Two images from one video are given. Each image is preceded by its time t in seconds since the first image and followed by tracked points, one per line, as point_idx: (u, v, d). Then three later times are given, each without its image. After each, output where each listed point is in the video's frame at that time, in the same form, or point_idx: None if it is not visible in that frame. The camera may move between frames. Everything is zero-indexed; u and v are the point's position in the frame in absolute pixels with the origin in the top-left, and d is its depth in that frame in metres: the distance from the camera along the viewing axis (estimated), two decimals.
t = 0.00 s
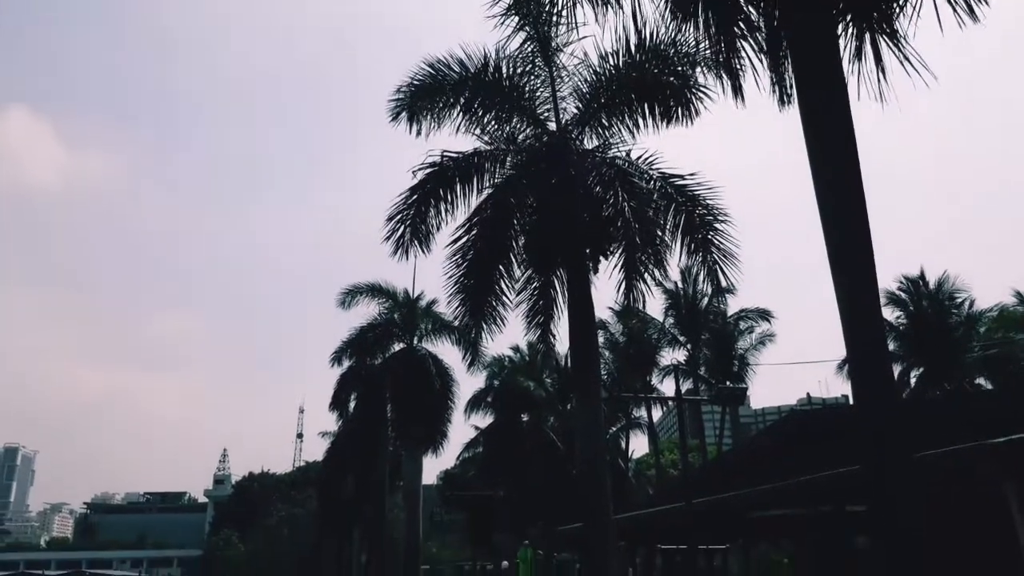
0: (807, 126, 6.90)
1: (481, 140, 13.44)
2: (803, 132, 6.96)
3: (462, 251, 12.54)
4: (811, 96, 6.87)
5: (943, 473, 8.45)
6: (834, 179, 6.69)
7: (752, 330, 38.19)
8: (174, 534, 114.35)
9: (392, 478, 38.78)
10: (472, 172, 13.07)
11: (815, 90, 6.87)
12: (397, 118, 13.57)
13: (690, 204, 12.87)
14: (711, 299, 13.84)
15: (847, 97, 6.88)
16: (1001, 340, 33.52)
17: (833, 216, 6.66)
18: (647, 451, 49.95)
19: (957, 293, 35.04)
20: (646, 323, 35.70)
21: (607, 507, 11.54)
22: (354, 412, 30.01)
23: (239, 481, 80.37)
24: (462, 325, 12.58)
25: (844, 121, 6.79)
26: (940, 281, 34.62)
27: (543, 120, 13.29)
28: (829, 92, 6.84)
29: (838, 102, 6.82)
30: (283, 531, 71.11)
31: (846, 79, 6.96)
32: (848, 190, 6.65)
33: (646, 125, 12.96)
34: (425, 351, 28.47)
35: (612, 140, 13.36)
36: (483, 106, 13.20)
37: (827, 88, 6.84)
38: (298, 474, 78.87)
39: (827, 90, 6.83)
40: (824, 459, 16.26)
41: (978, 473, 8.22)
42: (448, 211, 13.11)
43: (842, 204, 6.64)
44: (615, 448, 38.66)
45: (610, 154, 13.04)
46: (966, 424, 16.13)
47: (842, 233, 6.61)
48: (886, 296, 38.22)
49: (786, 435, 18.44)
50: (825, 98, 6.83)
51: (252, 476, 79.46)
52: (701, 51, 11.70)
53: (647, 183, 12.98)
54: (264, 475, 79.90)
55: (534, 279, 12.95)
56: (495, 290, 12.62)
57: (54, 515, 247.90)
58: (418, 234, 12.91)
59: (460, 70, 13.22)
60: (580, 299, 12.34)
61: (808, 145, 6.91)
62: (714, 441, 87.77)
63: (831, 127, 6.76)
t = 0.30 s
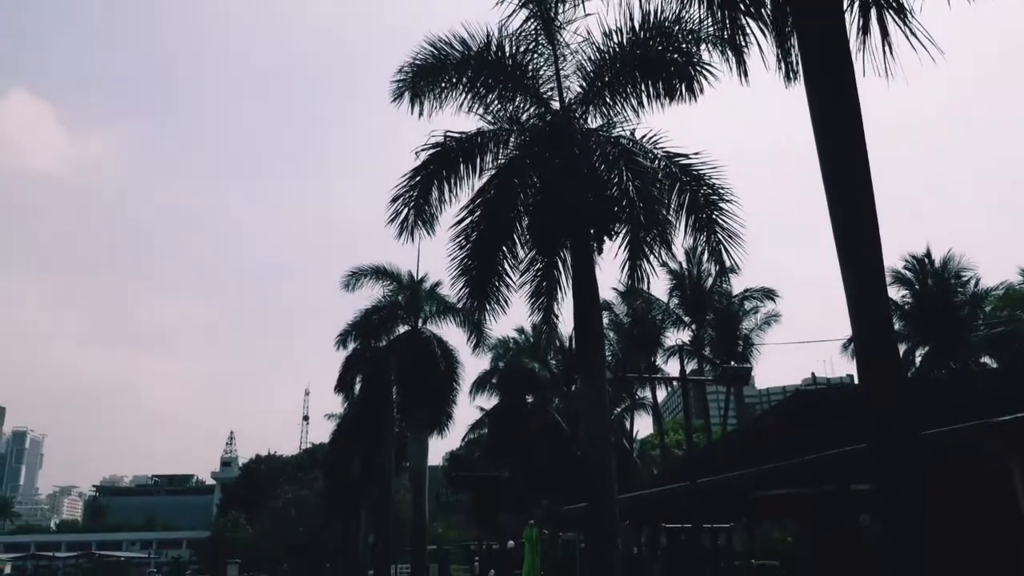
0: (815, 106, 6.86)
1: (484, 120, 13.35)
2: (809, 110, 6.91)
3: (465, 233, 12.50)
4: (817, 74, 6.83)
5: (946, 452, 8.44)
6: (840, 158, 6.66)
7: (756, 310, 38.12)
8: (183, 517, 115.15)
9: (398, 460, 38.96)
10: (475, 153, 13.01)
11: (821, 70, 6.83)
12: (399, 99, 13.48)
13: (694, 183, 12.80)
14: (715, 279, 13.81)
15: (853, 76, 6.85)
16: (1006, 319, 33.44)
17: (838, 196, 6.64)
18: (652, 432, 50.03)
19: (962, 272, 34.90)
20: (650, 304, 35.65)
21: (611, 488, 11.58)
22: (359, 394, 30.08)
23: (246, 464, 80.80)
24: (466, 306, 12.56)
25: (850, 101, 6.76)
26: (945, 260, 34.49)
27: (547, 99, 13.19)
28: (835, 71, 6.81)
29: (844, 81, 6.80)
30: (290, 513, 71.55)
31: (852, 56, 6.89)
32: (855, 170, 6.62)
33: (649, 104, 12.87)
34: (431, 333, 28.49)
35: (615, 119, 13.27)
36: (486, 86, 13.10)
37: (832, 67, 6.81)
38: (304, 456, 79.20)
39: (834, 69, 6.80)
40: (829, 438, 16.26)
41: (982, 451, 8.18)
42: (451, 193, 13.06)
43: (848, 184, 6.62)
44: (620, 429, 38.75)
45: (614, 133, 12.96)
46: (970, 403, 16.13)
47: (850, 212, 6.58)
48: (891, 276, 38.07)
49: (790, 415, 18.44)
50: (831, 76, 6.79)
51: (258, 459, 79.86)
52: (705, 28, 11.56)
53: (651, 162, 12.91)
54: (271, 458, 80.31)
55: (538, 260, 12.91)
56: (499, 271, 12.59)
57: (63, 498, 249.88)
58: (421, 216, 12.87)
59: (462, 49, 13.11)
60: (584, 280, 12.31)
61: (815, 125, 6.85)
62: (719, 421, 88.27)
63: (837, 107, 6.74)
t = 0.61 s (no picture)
0: (818, 92, 6.85)
1: (486, 108, 13.33)
2: (813, 96, 6.91)
3: (468, 220, 12.50)
4: (821, 60, 6.83)
5: (949, 437, 8.46)
6: (844, 145, 6.66)
7: (759, 298, 38.11)
8: (188, 504, 115.97)
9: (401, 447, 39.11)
10: (477, 140, 13.00)
11: (825, 56, 6.83)
12: (401, 86, 13.46)
13: (698, 171, 12.77)
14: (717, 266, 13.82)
15: (858, 63, 6.84)
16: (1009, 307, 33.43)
17: (842, 183, 6.64)
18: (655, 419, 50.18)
19: (965, 260, 34.89)
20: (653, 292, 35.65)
21: (614, 474, 11.64)
22: (363, 382, 30.17)
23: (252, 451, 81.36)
24: (468, 294, 12.59)
25: (855, 87, 6.76)
26: (948, 248, 34.50)
27: (549, 86, 13.16)
28: (839, 58, 6.79)
29: (849, 69, 6.78)
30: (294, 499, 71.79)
31: (856, 41, 6.88)
32: (860, 156, 6.62)
33: (652, 91, 12.84)
34: (434, 322, 28.53)
35: (618, 106, 13.24)
36: (488, 72, 13.05)
37: (837, 52, 6.80)
38: (309, 443, 79.59)
39: (839, 56, 6.79)
40: (831, 424, 16.30)
41: (984, 436, 8.21)
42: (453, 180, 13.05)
43: (853, 171, 6.61)
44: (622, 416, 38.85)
45: (617, 120, 12.94)
46: (973, 389, 16.15)
47: (854, 199, 6.59)
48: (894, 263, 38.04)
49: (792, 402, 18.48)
50: (836, 62, 6.78)
51: (263, 446, 80.15)
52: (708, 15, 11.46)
53: (654, 149, 12.89)
54: (275, 445, 80.58)
55: (540, 248, 12.91)
56: (501, 258, 12.60)
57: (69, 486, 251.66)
58: (423, 204, 12.88)
59: (464, 36, 13.07)
60: (587, 267, 12.33)
61: (819, 112, 6.84)
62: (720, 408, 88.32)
63: (841, 93, 6.74)
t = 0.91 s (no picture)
0: (825, 75, 6.80)
1: (490, 91, 13.27)
2: (820, 80, 6.87)
3: (472, 205, 12.48)
4: (829, 42, 6.78)
5: (954, 420, 8.47)
6: (852, 128, 6.62)
7: (764, 282, 38.03)
8: (195, 487, 116.89)
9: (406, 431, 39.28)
10: (481, 124, 12.95)
11: (832, 39, 6.78)
12: (405, 70, 13.40)
13: (703, 154, 12.72)
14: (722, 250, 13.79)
15: (865, 45, 6.79)
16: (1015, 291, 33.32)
17: (849, 167, 6.62)
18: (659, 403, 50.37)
19: (971, 243, 34.75)
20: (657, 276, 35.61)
21: (618, 459, 11.67)
22: (369, 365, 30.28)
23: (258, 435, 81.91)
24: (472, 278, 12.60)
25: (862, 70, 6.71)
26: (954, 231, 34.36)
27: (554, 69, 13.08)
28: (846, 39, 6.74)
29: (856, 51, 6.73)
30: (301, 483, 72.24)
31: (863, 23, 6.82)
32: (866, 140, 6.58)
33: (657, 74, 12.76)
34: (439, 306, 28.54)
35: (623, 89, 13.17)
36: (493, 55, 13.01)
37: (843, 35, 6.75)
38: (315, 427, 79.92)
39: (846, 37, 6.74)
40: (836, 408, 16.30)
41: (989, 419, 8.22)
42: (457, 165, 13.03)
43: (859, 155, 6.58)
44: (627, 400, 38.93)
45: (622, 103, 12.87)
46: (978, 373, 16.13)
47: (860, 184, 6.56)
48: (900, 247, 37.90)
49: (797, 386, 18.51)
50: (843, 45, 6.74)
51: (269, 430, 80.53)
52: None
53: (659, 132, 12.83)
54: (282, 429, 80.98)
55: (545, 233, 12.89)
56: (505, 243, 12.60)
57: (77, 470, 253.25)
58: (426, 188, 12.86)
59: (468, 19, 12.99)
60: (591, 251, 12.31)
61: (825, 95, 6.80)
62: (726, 392, 88.41)
63: (848, 76, 6.69)
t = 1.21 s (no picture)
0: (832, 56, 6.75)
1: (494, 74, 13.19)
2: (826, 61, 6.81)
3: (475, 188, 12.45)
4: (836, 22, 6.71)
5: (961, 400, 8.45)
6: (859, 108, 6.57)
7: (769, 264, 37.92)
8: (203, 471, 117.54)
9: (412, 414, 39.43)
10: (485, 107, 12.89)
11: (840, 18, 6.70)
12: (407, 53, 13.32)
13: (708, 136, 12.64)
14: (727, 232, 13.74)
15: (872, 24, 6.72)
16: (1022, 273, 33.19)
17: (856, 148, 6.57)
18: (664, 385, 50.50)
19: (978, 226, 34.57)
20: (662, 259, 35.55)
21: (623, 442, 11.70)
22: (374, 350, 30.35)
23: (264, 419, 82.24)
24: (476, 262, 12.58)
25: (869, 50, 6.65)
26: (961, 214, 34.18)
27: (558, 51, 12.98)
28: (853, 18, 6.67)
29: (863, 30, 6.66)
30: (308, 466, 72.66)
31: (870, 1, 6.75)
32: (873, 121, 6.54)
33: (662, 54, 12.65)
34: (443, 291, 28.53)
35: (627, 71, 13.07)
36: (496, 38, 12.91)
37: (851, 13, 6.68)
38: (321, 411, 80.23)
39: (853, 17, 6.67)
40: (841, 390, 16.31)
41: (995, 400, 8.20)
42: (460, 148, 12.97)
43: (866, 136, 6.53)
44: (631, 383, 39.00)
45: (626, 85, 12.78)
46: (985, 354, 16.09)
47: (866, 166, 6.52)
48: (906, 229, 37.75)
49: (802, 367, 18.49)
50: (850, 25, 6.67)
51: (276, 414, 80.90)
52: None
53: (664, 114, 12.74)
54: (288, 413, 81.33)
55: (549, 216, 12.84)
56: (509, 227, 12.57)
57: (84, 454, 254.87)
58: (429, 172, 12.82)
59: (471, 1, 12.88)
60: (596, 234, 12.28)
61: (832, 76, 6.74)
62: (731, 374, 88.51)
63: (856, 56, 6.63)
